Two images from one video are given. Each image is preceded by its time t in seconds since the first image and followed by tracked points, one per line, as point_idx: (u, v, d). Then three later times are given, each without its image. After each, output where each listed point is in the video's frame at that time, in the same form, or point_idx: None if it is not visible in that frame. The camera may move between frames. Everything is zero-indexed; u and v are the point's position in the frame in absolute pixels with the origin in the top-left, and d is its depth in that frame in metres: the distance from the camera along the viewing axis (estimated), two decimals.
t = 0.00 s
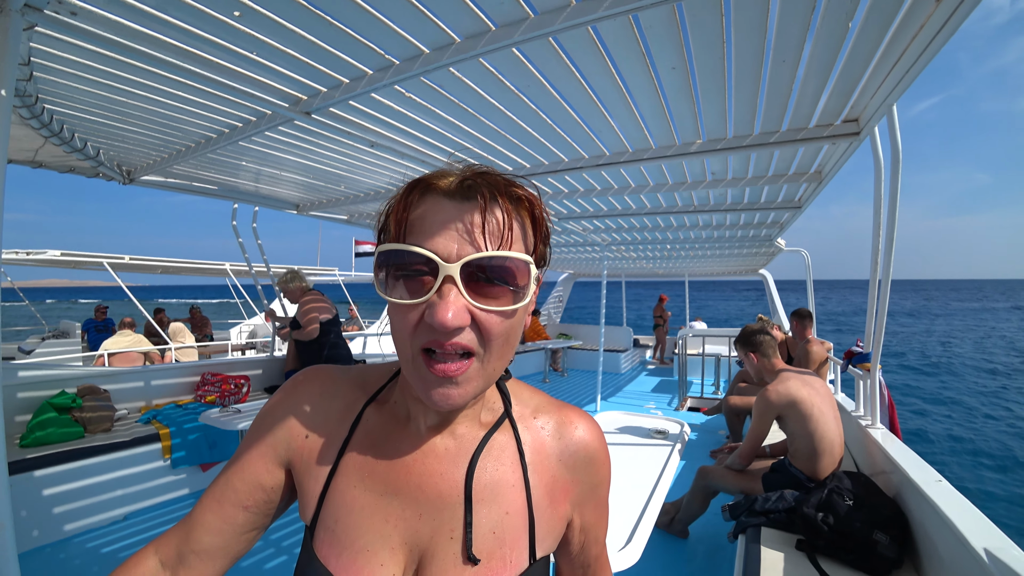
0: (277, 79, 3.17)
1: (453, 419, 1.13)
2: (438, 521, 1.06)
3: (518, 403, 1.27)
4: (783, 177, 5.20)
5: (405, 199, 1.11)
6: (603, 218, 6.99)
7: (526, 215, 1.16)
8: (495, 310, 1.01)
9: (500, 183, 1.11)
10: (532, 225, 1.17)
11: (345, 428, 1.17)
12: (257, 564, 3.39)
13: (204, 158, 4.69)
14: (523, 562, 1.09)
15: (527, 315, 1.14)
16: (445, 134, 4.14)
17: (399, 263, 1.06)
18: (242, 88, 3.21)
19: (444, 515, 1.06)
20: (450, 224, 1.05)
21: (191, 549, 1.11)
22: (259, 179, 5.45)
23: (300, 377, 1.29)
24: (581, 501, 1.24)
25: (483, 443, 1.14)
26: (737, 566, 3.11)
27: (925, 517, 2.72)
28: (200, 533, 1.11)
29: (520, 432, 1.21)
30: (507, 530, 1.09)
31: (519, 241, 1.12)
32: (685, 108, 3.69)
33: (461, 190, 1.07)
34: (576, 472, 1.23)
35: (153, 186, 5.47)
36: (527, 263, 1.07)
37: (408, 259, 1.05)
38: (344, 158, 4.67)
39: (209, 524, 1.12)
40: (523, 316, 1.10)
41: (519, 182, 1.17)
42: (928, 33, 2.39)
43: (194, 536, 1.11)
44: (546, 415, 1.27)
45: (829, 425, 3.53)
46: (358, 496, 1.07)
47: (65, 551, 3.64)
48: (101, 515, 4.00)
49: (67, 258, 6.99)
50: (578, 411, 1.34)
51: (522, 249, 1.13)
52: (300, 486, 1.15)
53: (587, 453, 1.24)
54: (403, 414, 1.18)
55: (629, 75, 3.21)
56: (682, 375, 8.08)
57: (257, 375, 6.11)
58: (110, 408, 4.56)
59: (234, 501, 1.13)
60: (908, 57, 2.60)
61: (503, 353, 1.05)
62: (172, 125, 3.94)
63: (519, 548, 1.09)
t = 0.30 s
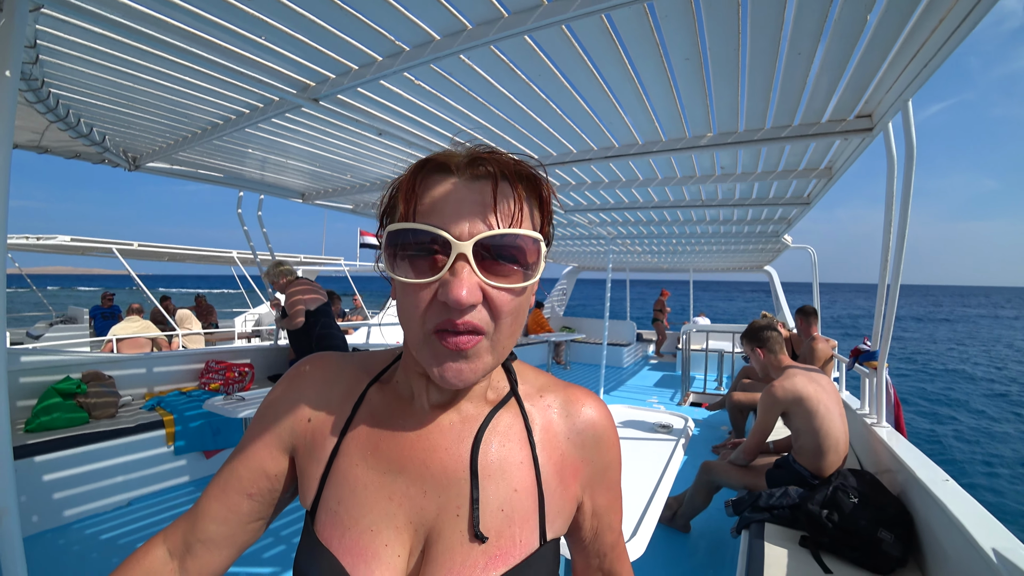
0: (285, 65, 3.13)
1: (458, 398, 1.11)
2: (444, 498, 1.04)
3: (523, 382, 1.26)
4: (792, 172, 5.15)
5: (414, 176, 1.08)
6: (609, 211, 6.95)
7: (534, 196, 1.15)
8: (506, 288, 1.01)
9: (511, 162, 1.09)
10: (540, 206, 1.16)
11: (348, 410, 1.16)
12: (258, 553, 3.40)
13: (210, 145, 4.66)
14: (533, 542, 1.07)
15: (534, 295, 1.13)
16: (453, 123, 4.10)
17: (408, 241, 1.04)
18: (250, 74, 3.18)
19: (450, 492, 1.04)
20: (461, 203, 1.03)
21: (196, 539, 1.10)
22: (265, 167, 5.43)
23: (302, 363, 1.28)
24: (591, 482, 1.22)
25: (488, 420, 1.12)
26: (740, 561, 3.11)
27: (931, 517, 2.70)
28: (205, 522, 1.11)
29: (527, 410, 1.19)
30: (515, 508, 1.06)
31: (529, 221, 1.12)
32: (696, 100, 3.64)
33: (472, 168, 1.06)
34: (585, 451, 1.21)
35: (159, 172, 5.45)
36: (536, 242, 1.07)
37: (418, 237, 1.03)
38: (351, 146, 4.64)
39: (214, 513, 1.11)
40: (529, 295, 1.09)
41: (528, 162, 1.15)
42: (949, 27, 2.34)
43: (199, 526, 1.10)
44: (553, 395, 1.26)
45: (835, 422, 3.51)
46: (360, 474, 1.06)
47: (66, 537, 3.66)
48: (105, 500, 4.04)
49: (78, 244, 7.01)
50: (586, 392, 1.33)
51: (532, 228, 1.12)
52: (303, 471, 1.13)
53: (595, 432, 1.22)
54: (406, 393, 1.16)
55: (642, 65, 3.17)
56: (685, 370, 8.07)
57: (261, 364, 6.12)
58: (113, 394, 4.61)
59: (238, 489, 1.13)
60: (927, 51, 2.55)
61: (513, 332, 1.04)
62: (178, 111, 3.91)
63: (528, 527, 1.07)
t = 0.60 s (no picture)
0: (294, 51, 3.11)
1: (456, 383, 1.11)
2: (438, 478, 1.02)
3: (524, 364, 1.22)
4: (802, 169, 5.11)
5: (425, 159, 1.06)
6: (615, 204, 6.92)
7: (545, 189, 1.13)
8: (510, 283, 1.00)
9: (525, 153, 1.07)
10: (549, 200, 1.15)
11: (345, 393, 1.18)
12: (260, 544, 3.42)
13: (217, 132, 4.65)
14: (537, 529, 1.01)
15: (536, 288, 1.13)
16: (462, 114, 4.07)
17: (414, 227, 1.03)
18: (260, 60, 3.16)
19: (444, 471, 1.02)
20: (471, 192, 1.02)
21: (205, 532, 1.13)
22: (271, 155, 5.41)
23: (306, 354, 1.31)
24: (600, 473, 1.12)
25: (484, 400, 1.09)
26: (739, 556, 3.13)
27: (933, 516, 2.71)
28: (214, 514, 1.14)
29: (528, 393, 1.14)
30: (514, 491, 1.01)
31: (537, 217, 1.11)
32: (707, 94, 3.61)
33: (485, 157, 1.03)
34: (592, 437, 1.12)
35: (165, 159, 5.43)
36: (543, 238, 1.07)
37: (425, 224, 1.03)
38: (359, 135, 4.62)
39: (223, 504, 1.15)
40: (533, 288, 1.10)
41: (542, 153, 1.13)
42: (967, 26, 2.31)
43: (209, 519, 1.14)
44: (557, 378, 1.20)
45: (837, 421, 3.51)
46: (355, 454, 1.06)
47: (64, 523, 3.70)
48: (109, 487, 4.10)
49: (87, 231, 6.98)
50: (594, 377, 1.23)
51: (539, 222, 1.11)
52: (302, 458, 1.14)
53: (601, 416, 1.13)
54: (403, 374, 1.16)
55: (655, 59, 3.14)
56: (688, 366, 8.08)
57: (264, 352, 6.15)
58: (119, 380, 4.61)
59: (244, 480, 1.16)
60: (944, 50, 2.52)
61: (514, 326, 1.04)
62: (185, 96, 3.89)
63: (530, 512, 1.01)
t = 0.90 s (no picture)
0: (306, 46, 3.13)
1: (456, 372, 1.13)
2: (432, 463, 1.03)
3: (527, 351, 1.24)
4: (808, 170, 5.11)
5: (431, 149, 1.07)
6: (620, 202, 6.93)
7: (550, 184, 1.15)
8: (512, 276, 1.03)
9: (531, 147, 1.08)
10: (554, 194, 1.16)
11: (349, 380, 1.22)
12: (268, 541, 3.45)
13: (226, 125, 4.68)
14: (534, 519, 0.99)
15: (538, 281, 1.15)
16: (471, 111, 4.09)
17: (418, 217, 1.06)
18: (272, 55, 3.19)
19: (439, 456, 1.03)
20: (475, 183, 1.04)
21: (218, 518, 1.18)
22: (278, 148, 5.44)
23: (317, 345, 1.35)
24: (607, 462, 1.09)
25: (481, 385, 1.11)
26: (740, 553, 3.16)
27: (932, 517, 2.73)
28: (227, 501, 1.19)
29: (531, 382, 1.14)
30: (510, 477, 1.01)
31: (541, 211, 1.13)
32: (716, 94, 3.61)
33: (490, 149, 1.05)
34: (597, 425, 1.10)
35: (174, 151, 5.47)
36: (545, 232, 1.08)
37: (428, 215, 1.05)
38: (367, 130, 4.64)
39: (234, 491, 1.19)
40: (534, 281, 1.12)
41: (548, 147, 1.14)
42: (977, 29, 2.32)
43: (222, 506, 1.19)
44: (560, 366, 1.19)
45: (840, 421, 3.53)
46: (352, 439, 1.10)
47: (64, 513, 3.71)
48: (113, 477, 4.13)
49: (100, 227, 7.05)
50: (602, 366, 1.22)
51: (543, 216, 1.13)
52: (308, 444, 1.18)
53: (606, 405, 1.11)
54: (405, 363, 1.19)
55: (664, 59, 3.15)
56: (691, 364, 8.09)
57: (270, 344, 6.20)
58: (125, 369, 4.73)
59: (254, 467, 1.20)
60: (953, 54, 2.53)
61: (514, 318, 1.07)
62: (196, 89, 3.92)
63: (528, 500, 1.00)
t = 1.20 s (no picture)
0: (311, 45, 3.17)
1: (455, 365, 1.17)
2: (433, 455, 1.06)
3: (528, 346, 1.26)
4: (808, 172, 5.14)
5: (429, 147, 1.12)
6: (621, 202, 6.96)
7: (548, 178, 1.18)
8: (510, 266, 1.05)
9: (527, 141, 1.12)
10: (552, 185, 1.19)
11: (355, 377, 1.28)
12: (272, 541, 3.48)
13: (231, 121, 4.71)
14: (534, 512, 1.00)
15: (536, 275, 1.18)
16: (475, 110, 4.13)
17: (418, 212, 1.10)
18: (278, 53, 3.23)
19: (439, 448, 1.07)
20: (472, 176, 1.08)
21: (228, 510, 1.23)
22: (282, 144, 5.47)
23: (324, 346, 1.41)
24: (610, 452, 1.11)
25: (484, 377, 1.15)
26: (734, 551, 3.20)
27: (923, 516, 2.78)
28: (239, 493, 1.25)
29: (534, 376, 1.17)
30: (508, 470, 1.03)
31: (539, 204, 1.15)
32: (717, 97, 3.65)
33: (486, 144, 1.09)
34: (599, 415, 1.12)
35: (179, 147, 5.51)
36: (543, 224, 1.11)
37: (427, 208, 1.09)
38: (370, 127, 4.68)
39: (244, 485, 1.25)
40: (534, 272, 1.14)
41: (544, 142, 1.18)
42: (974, 35, 2.35)
43: (232, 499, 1.24)
44: (561, 358, 1.22)
45: (835, 421, 3.58)
46: (356, 433, 1.14)
47: (62, 506, 3.72)
48: (115, 469, 4.18)
49: (107, 227, 7.11)
50: (604, 357, 1.24)
51: (541, 209, 1.15)
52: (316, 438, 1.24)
53: (609, 395, 1.13)
54: (407, 359, 1.26)
55: (665, 62, 3.18)
56: (690, 364, 8.13)
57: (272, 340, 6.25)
58: (128, 362, 4.80)
59: (263, 461, 1.26)
60: (950, 61, 2.57)
61: (514, 308, 1.09)
62: (202, 86, 3.96)
63: (527, 492, 1.01)
